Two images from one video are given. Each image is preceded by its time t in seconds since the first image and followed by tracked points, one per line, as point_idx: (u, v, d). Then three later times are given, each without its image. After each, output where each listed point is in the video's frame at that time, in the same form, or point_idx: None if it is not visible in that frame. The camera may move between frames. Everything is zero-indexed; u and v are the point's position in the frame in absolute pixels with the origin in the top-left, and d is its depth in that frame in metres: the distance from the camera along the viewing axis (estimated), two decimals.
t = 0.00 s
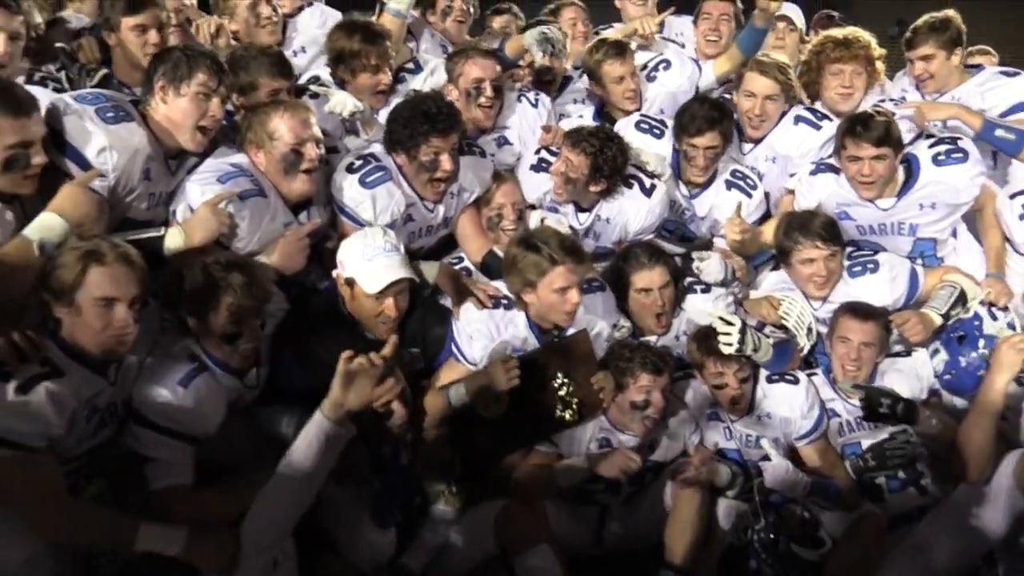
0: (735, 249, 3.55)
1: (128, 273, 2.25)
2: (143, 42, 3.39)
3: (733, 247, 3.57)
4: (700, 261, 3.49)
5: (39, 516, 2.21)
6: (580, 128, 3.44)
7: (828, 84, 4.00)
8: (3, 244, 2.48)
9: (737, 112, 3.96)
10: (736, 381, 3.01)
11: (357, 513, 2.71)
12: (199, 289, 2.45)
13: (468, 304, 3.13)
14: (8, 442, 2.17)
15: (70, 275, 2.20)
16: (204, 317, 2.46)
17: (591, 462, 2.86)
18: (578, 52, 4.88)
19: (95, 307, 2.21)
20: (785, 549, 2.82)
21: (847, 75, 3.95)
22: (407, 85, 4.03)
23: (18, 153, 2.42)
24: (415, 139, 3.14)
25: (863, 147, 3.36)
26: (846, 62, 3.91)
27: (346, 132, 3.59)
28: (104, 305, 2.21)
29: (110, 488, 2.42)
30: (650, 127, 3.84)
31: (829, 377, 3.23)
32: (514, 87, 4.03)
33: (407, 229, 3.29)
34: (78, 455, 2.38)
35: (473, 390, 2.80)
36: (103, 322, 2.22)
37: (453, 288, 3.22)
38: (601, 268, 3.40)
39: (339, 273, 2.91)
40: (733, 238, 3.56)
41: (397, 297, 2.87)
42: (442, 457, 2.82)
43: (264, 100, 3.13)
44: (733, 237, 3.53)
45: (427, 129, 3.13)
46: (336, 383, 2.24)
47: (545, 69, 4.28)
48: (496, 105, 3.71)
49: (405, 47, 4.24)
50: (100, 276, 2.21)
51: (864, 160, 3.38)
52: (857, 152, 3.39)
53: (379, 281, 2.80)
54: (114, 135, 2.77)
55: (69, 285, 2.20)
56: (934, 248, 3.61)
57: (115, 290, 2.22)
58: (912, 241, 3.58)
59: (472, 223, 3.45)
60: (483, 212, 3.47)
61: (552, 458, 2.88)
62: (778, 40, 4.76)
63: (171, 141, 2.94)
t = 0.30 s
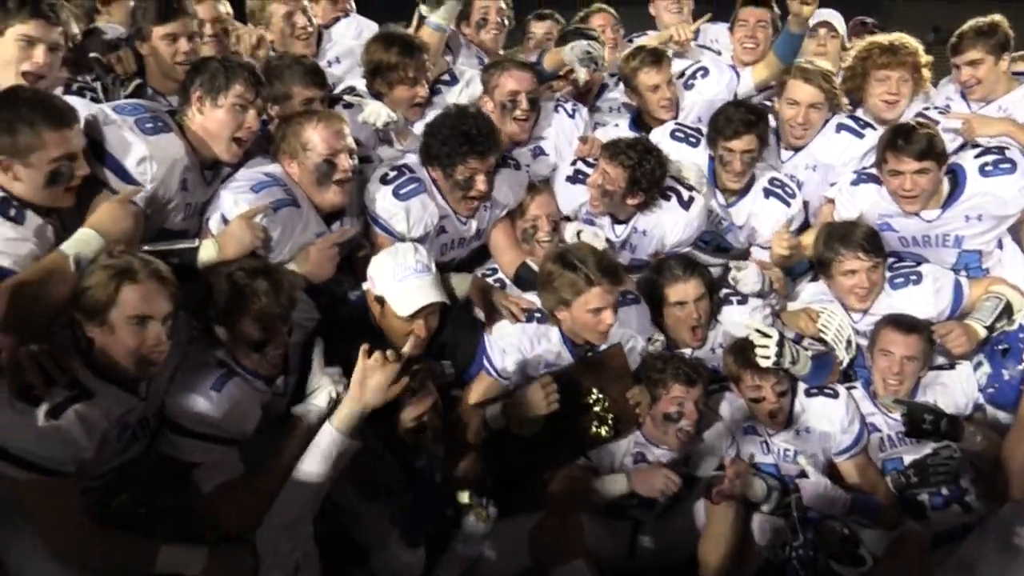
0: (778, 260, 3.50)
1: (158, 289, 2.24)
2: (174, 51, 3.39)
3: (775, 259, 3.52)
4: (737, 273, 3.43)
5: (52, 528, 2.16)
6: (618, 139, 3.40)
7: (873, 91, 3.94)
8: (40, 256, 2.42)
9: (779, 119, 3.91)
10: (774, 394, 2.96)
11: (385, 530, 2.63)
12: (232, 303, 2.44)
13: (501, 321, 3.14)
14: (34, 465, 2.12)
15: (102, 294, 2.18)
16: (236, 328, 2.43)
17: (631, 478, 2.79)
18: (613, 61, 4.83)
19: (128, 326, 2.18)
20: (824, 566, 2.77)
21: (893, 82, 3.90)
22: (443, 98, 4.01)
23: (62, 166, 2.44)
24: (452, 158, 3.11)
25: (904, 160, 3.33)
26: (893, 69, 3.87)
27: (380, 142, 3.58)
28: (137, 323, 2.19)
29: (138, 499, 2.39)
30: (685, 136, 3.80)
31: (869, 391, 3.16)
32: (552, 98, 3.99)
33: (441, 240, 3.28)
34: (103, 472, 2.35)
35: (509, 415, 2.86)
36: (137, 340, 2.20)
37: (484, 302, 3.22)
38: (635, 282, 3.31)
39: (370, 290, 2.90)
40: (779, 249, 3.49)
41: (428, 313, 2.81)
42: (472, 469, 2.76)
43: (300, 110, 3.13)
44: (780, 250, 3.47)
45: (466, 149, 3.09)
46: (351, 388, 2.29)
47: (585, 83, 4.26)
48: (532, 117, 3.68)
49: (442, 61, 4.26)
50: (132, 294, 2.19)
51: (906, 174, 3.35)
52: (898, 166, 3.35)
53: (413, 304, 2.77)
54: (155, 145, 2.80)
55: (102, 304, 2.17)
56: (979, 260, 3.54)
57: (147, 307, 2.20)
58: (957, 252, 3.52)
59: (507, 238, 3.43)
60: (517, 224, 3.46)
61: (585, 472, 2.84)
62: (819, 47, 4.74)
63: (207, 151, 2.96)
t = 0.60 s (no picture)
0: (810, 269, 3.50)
1: (185, 295, 2.22)
2: (192, 54, 3.39)
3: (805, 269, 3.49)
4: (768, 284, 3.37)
5: (63, 535, 2.19)
6: (644, 147, 3.35)
7: (907, 97, 3.89)
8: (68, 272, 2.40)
9: (812, 128, 3.86)
10: (806, 405, 2.90)
11: (407, 551, 2.60)
12: (259, 311, 2.42)
13: (529, 335, 3.05)
14: (55, 479, 2.14)
15: (127, 300, 2.17)
16: (266, 336, 2.42)
17: (665, 492, 2.75)
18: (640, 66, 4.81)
19: (152, 331, 2.17)
20: None
21: (929, 88, 3.85)
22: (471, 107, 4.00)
23: (93, 186, 2.44)
24: (480, 172, 3.09)
25: (939, 170, 3.30)
26: (929, 75, 3.82)
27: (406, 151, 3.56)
28: (161, 329, 2.18)
29: (158, 506, 2.41)
30: (713, 145, 3.74)
31: (903, 402, 3.09)
32: (580, 104, 3.99)
33: (467, 249, 3.24)
34: (121, 483, 2.34)
35: (534, 426, 2.73)
36: (161, 347, 2.18)
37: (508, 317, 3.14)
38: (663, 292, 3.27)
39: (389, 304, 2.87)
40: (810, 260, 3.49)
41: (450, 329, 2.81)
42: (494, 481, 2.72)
43: (326, 119, 3.11)
44: (812, 261, 3.48)
45: (495, 165, 3.07)
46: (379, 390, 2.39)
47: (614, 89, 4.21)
48: (560, 126, 3.64)
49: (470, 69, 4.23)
50: (156, 301, 2.18)
51: (941, 184, 3.31)
52: (933, 176, 3.32)
53: (433, 320, 2.74)
54: (183, 156, 2.78)
55: (126, 309, 2.17)
56: (1017, 270, 3.45)
57: (171, 313, 2.19)
58: (993, 262, 3.46)
59: (533, 250, 3.37)
60: (544, 234, 3.42)
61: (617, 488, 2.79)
62: (855, 52, 4.72)
63: (233, 160, 2.95)
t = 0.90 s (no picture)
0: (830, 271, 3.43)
1: (202, 301, 2.23)
2: (206, 63, 3.41)
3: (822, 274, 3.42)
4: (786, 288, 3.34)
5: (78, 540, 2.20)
6: (663, 150, 3.34)
7: (926, 97, 3.87)
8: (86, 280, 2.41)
9: (832, 131, 3.81)
10: (826, 409, 2.87)
11: (425, 551, 2.51)
12: (279, 315, 2.43)
13: (542, 337, 3.02)
14: (74, 484, 2.19)
15: (146, 304, 2.19)
16: (285, 340, 2.44)
17: (680, 494, 2.74)
18: (654, 66, 4.77)
19: (168, 335, 2.19)
20: None
21: (948, 88, 3.81)
22: (484, 113, 3.99)
23: (112, 194, 2.46)
24: (497, 182, 3.07)
25: (955, 167, 3.27)
26: (947, 75, 3.77)
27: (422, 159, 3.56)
28: (177, 334, 2.19)
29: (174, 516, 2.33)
30: (731, 147, 3.73)
31: (923, 408, 3.05)
32: (596, 107, 4.01)
33: (482, 254, 3.23)
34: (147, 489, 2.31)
35: (551, 423, 2.77)
36: (176, 351, 2.20)
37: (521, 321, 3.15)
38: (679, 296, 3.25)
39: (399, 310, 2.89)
40: (829, 262, 3.46)
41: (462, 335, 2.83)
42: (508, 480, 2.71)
43: (343, 127, 3.12)
44: (843, 246, 3.38)
45: (512, 176, 3.05)
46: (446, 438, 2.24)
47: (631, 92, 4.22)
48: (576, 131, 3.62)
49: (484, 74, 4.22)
50: (173, 306, 2.19)
51: (958, 181, 3.29)
52: (950, 173, 3.30)
53: (439, 321, 2.78)
54: (200, 162, 2.80)
55: (145, 313, 2.19)
56: None
57: (188, 319, 2.20)
58: (1014, 264, 3.41)
59: (548, 256, 3.37)
60: (559, 241, 3.41)
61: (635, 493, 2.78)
62: (873, 53, 4.71)
63: (249, 166, 2.96)
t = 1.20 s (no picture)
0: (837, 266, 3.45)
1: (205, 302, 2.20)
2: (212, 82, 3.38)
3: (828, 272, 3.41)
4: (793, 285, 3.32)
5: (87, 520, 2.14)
6: (674, 146, 3.31)
7: (930, 94, 3.90)
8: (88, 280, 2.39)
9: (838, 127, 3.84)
10: (832, 407, 2.85)
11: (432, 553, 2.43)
12: (288, 313, 2.41)
13: (552, 327, 2.91)
14: (77, 469, 2.12)
15: (148, 301, 2.16)
16: (290, 337, 2.42)
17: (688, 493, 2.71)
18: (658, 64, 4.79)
19: (162, 335, 2.15)
20: None
21: (953, 85, 3.85)
22: (485, 110, 3.98)
23: (116, 193, 2.43)
24: (505, 182, 3.07)
25: (960, 160, 3.29)
26: (953, 71, 3.82)
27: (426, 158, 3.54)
28: (169, 336, 2.15)
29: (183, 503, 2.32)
30: (739, 143, 3.73)
31: (931, 406, 3.03)
32: (600, 103, 4.01)
33: (490, 250, 3.22)
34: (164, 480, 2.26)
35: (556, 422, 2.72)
36: (167, 353, 2.16)
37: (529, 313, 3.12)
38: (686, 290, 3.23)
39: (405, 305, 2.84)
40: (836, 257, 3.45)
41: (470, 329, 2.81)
42: (525, 478, 2.65)
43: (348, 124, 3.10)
44: (846, 249, 3.34)
45: (520, 179, 3.05)
46: (445, 470, 2.16)
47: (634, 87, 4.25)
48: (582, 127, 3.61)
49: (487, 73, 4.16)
50: (172, 306, 2.15)
51: (963, 174, 3.31)
52: (954, 167, 3.32)
53: (453, 307, 2.74)
54: (202, 159, 2.78)
55: (145, 309, 2.16)
56: None
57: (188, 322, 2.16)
58: (1020, 259, 3.40)
59: (555, 252, 3.36)
60: (565, 238, 3.40)
61: (645, 494, 2.74)
62: (877, 51, 4.79)
63: (253, 162, 2.94)
